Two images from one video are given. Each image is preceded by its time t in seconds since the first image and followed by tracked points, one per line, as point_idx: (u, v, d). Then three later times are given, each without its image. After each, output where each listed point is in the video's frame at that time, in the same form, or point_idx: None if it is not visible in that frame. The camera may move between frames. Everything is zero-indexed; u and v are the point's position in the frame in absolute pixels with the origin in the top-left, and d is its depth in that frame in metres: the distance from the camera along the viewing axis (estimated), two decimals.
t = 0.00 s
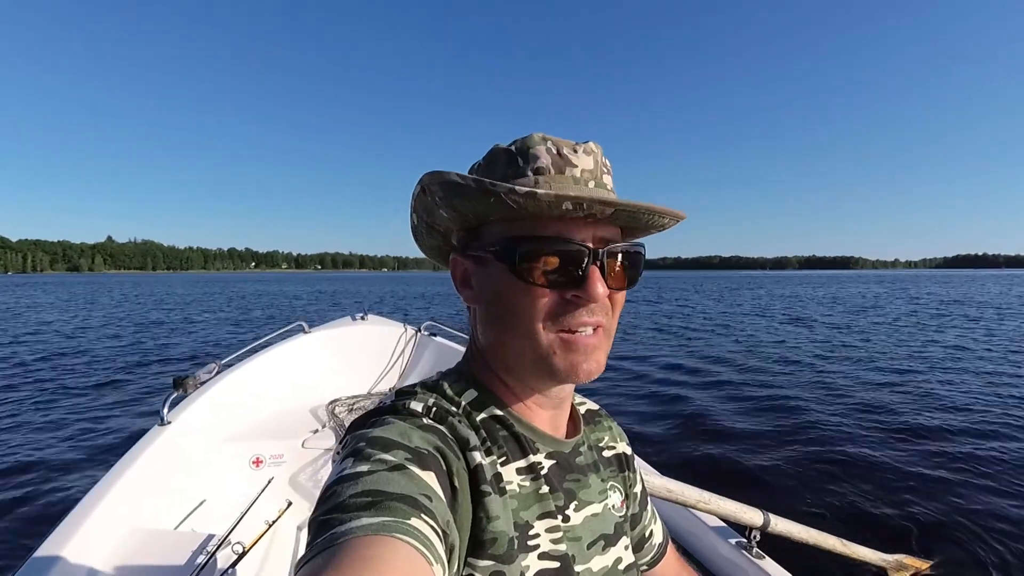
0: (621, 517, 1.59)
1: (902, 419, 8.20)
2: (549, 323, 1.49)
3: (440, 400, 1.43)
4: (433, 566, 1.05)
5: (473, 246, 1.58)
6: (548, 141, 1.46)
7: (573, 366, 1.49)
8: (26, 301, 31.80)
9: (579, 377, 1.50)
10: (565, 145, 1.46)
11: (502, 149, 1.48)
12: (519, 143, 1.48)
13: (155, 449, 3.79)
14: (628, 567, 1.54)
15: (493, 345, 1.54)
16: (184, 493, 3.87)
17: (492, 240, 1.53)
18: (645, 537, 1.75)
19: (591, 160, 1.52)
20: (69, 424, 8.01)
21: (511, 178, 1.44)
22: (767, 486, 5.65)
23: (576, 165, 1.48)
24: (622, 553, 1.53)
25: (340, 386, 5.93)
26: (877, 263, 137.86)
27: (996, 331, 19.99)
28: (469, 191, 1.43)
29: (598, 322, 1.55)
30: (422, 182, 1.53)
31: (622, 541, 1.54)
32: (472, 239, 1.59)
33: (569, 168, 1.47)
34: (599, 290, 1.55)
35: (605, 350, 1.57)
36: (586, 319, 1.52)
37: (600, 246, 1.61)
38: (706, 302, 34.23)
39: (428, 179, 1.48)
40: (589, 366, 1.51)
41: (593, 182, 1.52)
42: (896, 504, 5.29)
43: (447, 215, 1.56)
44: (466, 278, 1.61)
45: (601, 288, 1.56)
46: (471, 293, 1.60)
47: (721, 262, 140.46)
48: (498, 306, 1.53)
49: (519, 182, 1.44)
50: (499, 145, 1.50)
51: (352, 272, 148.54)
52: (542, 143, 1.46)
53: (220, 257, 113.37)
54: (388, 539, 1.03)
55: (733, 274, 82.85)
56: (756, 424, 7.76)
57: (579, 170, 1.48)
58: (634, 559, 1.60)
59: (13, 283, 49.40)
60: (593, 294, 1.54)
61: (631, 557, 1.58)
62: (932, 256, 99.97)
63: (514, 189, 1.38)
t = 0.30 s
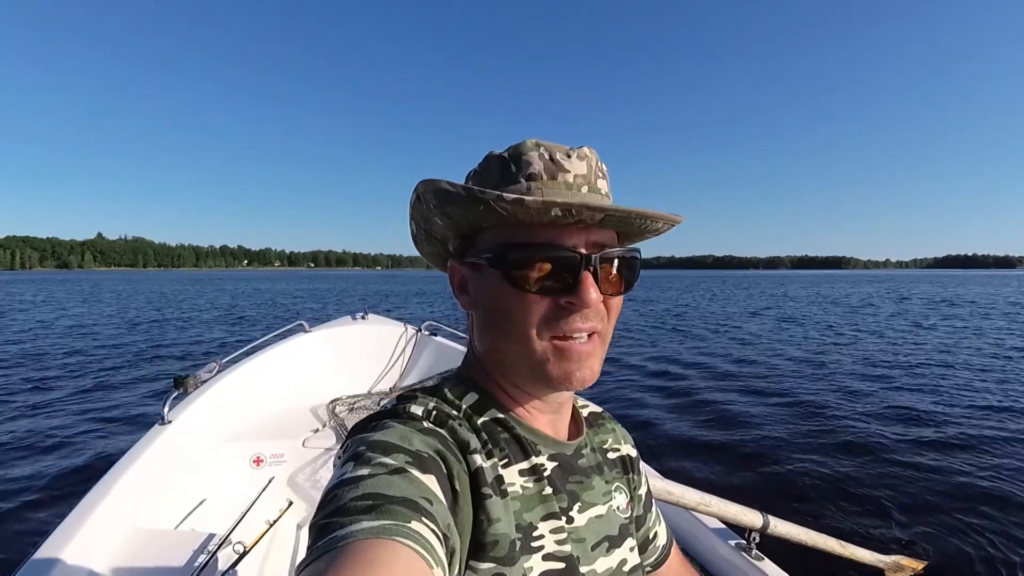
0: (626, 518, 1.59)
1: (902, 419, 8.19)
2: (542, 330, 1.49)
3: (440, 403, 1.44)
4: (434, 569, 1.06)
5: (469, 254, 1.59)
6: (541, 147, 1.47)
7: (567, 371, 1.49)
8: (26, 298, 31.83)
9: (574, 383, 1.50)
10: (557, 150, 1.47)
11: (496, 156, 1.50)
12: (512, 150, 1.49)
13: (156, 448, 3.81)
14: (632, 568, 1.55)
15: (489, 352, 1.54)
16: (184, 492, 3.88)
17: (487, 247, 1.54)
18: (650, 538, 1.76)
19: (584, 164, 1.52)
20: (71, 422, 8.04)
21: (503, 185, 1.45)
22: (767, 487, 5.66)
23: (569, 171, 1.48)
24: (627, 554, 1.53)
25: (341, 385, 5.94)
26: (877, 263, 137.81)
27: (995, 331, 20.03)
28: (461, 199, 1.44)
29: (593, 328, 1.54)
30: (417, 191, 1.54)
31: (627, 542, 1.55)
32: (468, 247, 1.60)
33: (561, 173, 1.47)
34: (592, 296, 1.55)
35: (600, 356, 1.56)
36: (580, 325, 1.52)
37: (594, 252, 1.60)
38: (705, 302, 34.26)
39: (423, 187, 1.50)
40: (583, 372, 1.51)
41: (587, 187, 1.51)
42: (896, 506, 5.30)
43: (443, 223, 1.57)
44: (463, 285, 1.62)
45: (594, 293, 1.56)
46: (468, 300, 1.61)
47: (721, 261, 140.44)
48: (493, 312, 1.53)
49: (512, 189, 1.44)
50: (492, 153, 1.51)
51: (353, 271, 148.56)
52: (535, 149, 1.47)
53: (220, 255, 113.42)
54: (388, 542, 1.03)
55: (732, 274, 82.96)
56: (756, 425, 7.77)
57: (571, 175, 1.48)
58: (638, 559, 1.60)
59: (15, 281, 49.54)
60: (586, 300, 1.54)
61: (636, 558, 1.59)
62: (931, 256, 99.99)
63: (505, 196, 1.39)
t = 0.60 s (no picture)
0: (627, 521, 1.59)
1: (898, 419, 8.21)
2: (540, 332, 1.49)
3: (444, 405, 1.43)
4: (438, 572, 1.06)
5: (468, 256, 1.58)
6: (538, 149, 1.47)
7: (565, 374, 1.49)
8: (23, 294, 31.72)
9: (574, 385, 1.50)
10: (554, 152, 1.47)
11: (494, 157, 1.49)
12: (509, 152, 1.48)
13: (154, 444, 3.80)
14: (633, 571, 1.55)
15: (489, 354, 1.54)
16: (183, 487, 3.88)
17: (486, 251, 1.53)
18: (650, 542, 1.76)
19: (583, 166, 1.51)
20: (69, 419, 8.03)
21: (500, 188, 1.45)
22: (765, 487, 5.68)
23: (566, 172, 1.48)
24: (628, 557, 1.53)
25: (340, 382, 5.93)
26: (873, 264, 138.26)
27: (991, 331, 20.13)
28: (458, 204, 1.43)
29: (592, 331, 1.54)
30: (416, 194, 1.53)
31: (628, 545, 1.55)
32: (467, 250, 1.59)
33: (558, 175, 1.46)
34: (590, 299, 1.55)
35: (601, 358, 1.56)
36: (578, 328, 1.51)
37: (593, 254, 1.60)
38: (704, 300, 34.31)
39: (421, 191, 1.49)
40: (583, 374, 1.50)
41: (584, 189, 1.51)
42: (893, 505, 5.32)
43: (442, 227, 1.56)
44: (463, 286, 1.62)
45: (592, 297, 1.55)
46: (468, 302, 1.61)
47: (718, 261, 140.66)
48: (493, 314, 1.53)
49: (509, 191, 1.44)
50: (489, 154, 1.51)
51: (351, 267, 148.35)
52: (532, 151, 1.46)
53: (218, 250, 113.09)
54: (393, 545, 1.03)
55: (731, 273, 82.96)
56: (753, 424, 7.78)
57: (569, 177, 1.47)
58: (639, 562, 1.60)
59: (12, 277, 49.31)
60: (584, 303, 1.54)
61: (637, 561, 1.59)
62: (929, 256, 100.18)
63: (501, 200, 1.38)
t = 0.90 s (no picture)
0: (617, 514, 1.59)
1: (893, 418, 8.24)
2: (521, 320, 1.49)
3: (438, 396, 1.43)
4: (432, 562, 1.06)
5: (462, 240, 1.59)
6: (537, 140, 1.46)
7: (540, 363, 1.48)
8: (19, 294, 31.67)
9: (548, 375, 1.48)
10: (552, 143, 1.45)
11: (494, 147, 1.50)
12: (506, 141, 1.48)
13: (149, 440, 3.79)
14: (623, 564, 1.55)
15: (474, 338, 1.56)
16: (179, 482, 3.88)
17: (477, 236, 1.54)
18: (640, 536, 1.76)
19: (579, 159, 1.49)
20: (65, 418, 8.01)
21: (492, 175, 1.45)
22: (761, 486, 5.69)
23: (561, 165, 1.46)
24: (618, 550, 1.54)
25: (336, 378, 5.93)
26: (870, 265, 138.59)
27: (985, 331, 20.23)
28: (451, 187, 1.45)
29: (572, 322, 1.52)
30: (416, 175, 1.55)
31: (618, 539, 1.55)
32: (462, 234, 1.60)
33: (552, 167, 1.45)
34: (571, 291, 1.53)
35: (580, 351, 1.54)
36: (557, 319, 1.50)
37: (581, 247, 1.57)
38: (701, 301, 34.41)
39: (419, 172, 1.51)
40: (558, 364, 1.49)
41: (576, 182, 1.48)
42: (889, 504, 5.34)
43: (439, 210, 1.58)
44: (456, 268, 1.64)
45: (575, 289, 1.54)
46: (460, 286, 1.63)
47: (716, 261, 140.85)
48: (478, 298, 1.54)
49: (501, 179, 1.44)
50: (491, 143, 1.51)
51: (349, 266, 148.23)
52: (530, 141, 1.45)
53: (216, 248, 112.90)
54: (387, 533, 1.03)
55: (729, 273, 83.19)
56: (749, 424, 7.80)
57: (562, 169, 1.45)
58: (629, 556, 1.60)
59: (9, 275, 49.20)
60: (565, 294, 1.52)
61: (627, 554, 1.59)
62: (926, 258, 100.54)
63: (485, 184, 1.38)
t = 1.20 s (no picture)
0: (610, 510, 1.59)
1: (894, 423, 8.21)
2: (488, 314, 1.51)
3: (432, 391, 1.43)
4: (424, 556, 1.05)
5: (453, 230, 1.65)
6: (527, 134, 1.48)
7: (502, 360, 1.49)
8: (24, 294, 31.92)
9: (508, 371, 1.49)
10: (539, 138, 1.47)
11: (486, 143, 1.55)
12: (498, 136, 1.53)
13: (150, 439, 3.80)
14: (616, 560, 1.55)
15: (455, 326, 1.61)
16: (179, 480, 3.88)
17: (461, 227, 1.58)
18: (634, 534, 1.76)
19: (565, 155, 1.48)
20: (67, 419, 8.05)
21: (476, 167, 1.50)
22: (762, 490, 5.66)
23: (544, 160, 1.47)
24: (611, 546, 1.53)
25: (336, 378, 5.94)
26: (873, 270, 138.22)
27: (988, 336, 20.17)
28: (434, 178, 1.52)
29: (538, 321, 1.51)
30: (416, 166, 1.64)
31: (610, 534, 1.55)
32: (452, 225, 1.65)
33: (534, 161, 1.46)
34: (537, 289, 1.51)
35: (545, 352, 1.53)
36: (523, 317, 1.50)
37: (558, 246, 1.55)
38: (703, 305, 34.36)
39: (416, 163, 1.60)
40: (519, 363, 1.49)
41: (559, 179, 1.47)
42: (891, 509, 5.31)
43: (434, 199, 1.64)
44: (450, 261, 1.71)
45: (543, 287, 1.52)
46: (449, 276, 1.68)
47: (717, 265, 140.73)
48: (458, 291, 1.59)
49: (487, 170, 1.49)
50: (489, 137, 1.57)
51: (351, 267, 148.44)
52: (519, 135, 1.49)
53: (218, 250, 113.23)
54: (379, 528, 1.03)
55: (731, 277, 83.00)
56: (750, 428, 7.77)
57: (543, 164, 1.46)
58: (622, 552, 1.60)
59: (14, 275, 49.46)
60: (532, 292, 1.51)
61: (620, 551, 1.59)
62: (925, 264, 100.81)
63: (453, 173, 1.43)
